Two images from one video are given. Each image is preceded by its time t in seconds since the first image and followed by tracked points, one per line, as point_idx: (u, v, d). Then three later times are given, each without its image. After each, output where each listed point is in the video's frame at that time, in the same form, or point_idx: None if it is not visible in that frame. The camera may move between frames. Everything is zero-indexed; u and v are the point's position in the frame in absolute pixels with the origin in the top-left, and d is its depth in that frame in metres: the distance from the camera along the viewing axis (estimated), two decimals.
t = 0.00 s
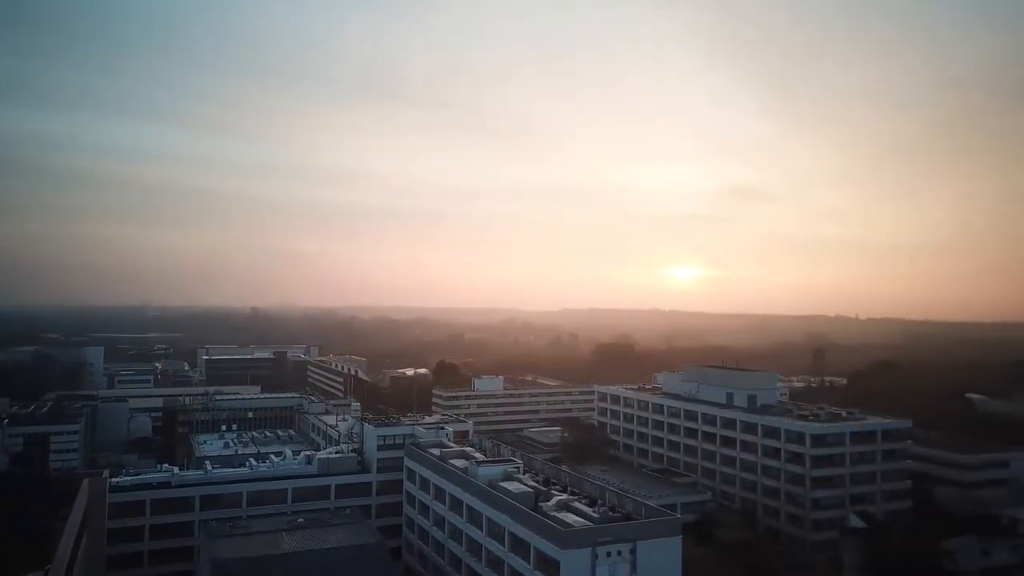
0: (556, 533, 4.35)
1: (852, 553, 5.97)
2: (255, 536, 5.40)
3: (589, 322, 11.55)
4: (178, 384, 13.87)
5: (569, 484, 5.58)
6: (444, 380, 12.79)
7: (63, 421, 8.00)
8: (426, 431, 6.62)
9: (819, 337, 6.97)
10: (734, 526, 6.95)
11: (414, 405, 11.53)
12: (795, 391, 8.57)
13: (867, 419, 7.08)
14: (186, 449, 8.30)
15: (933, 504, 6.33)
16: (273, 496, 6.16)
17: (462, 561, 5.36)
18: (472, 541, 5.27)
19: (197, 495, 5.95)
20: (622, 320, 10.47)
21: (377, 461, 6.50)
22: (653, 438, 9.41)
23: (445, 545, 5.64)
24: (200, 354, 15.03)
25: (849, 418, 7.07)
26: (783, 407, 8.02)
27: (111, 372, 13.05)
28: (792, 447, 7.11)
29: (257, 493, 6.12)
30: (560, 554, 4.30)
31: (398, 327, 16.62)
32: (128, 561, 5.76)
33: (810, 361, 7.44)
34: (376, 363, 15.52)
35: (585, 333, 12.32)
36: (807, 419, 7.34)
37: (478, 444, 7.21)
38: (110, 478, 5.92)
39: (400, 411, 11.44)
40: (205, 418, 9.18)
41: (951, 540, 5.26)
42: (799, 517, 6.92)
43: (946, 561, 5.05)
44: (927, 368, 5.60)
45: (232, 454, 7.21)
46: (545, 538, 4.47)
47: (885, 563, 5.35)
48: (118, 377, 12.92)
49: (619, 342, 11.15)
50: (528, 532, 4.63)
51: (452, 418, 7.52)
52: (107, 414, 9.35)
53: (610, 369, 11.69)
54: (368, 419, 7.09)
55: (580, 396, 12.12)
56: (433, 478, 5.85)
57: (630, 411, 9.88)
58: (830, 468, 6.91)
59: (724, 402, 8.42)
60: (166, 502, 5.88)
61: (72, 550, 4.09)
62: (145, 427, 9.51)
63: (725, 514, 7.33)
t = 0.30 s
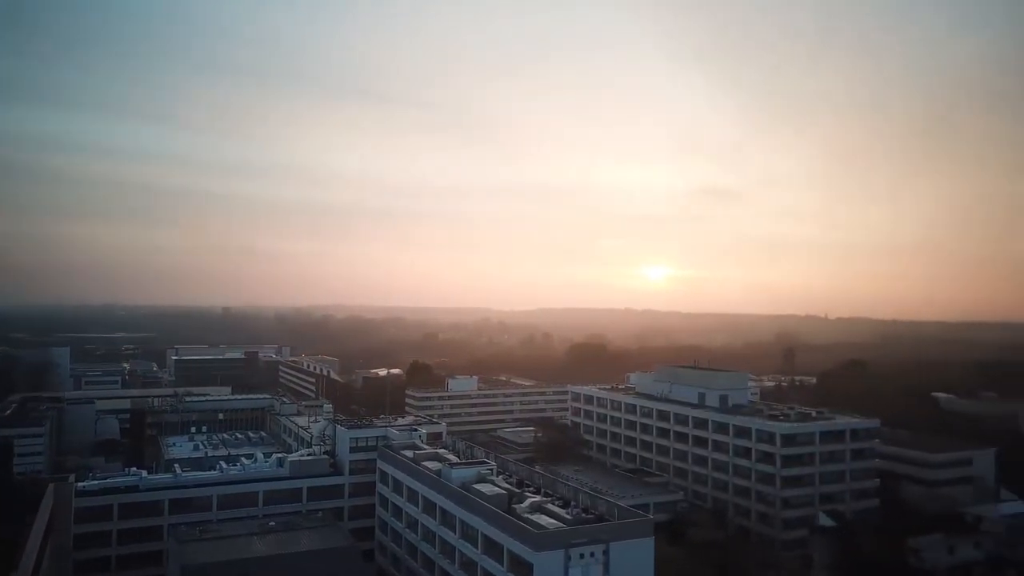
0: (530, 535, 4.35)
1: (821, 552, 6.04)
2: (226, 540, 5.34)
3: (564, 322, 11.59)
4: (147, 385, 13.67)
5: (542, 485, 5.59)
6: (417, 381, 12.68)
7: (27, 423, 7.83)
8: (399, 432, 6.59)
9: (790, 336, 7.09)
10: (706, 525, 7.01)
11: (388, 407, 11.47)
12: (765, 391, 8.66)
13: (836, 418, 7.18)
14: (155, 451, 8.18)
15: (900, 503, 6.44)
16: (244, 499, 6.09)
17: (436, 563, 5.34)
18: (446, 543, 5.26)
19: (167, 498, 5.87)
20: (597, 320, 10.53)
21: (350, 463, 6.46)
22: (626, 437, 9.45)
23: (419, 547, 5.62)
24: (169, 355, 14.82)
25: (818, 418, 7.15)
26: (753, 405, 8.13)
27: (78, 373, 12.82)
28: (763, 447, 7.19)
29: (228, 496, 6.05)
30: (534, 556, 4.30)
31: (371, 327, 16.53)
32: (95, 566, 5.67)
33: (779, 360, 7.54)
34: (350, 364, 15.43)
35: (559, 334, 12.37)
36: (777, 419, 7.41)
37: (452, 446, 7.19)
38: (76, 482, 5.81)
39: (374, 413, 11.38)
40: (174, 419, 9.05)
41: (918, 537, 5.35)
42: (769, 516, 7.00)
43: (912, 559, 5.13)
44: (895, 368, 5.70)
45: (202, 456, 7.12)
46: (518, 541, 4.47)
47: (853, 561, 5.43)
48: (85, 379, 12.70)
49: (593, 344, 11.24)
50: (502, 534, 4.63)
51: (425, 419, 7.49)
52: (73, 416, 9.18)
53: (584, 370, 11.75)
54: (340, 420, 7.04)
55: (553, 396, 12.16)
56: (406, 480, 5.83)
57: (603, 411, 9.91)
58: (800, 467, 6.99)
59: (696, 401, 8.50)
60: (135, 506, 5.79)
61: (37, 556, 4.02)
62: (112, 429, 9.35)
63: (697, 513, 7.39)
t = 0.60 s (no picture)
0: (503, 538, 4.35)
1: (791, 551, 6.11)
2: (195, 545, 5.27)
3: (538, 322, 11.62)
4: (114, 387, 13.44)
5: (516, 487, 5.58)
6: (390, 383, 12.61)
7: None
8: (372, 435, 6.55)
9: (762, 337, 7.17)
10: (678, 525, 7.06)
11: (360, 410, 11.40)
12: (737, 391, 8.75)
13: (806, 419, 7.27)
14: (123, 455, 8.06)
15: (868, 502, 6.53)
16: (215, 503, 6.02)
17: (409, 566, 5.32)
18: (419, 546, 5.23)
19: (135, 503, 5.78)
20: (572, 321, 10.58)
21: (322, 466, 6.41)
22: (600, 438, 9.49)
23: (392, 550, 5.59)
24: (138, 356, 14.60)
25: (788, 418, 7.24)
26: (725, 406, 8.21)
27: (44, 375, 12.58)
28: (734, 447, 7.25)
29: (198, 501, 5.98)
30: (507, 559, 4.29)
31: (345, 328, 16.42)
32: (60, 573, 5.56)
33: (752, 359, 7.63)
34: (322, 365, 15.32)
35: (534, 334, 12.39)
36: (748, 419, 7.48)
37: (426, 448, 7.17)
38: (41, 487, 5.70)
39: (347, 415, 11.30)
40: (143, 422, 8.93)
41: (885, 535, 5.44)
42: (740, 515, 7.06)
43: (880, 557, 5.21)
44: (864, 368, 5.79)
45: (172, 460, 7.02)
46: (492, 544, 4.46)
47: (822, 560, 5.50)
48: (51, 381, 12.47)
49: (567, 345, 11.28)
50: (476, 537, 4.62)
51: (398, 421, 7.45)
52: (38, 419, 9.01)
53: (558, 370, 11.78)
54: (313, 423, 6.98)
55: (527, 396, 12.18)
56: (379, 483, 5.80)
57: (577, 411, 9.94)
58: (770, 467, 7.06)
59: (669, 402, 8.55)
60: (102, 512, 5.70)
61: None
62: (79, 432, 9.19)
63: (670, 513, 7.44)
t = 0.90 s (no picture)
0: (477, 541, 4.34)
1: (762, 550, 6.17)
2: (164, 550, 5.20)
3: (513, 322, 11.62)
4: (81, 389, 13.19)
5: (489, 489, 5.58)
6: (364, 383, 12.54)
7: None
8: (345, 437, 6.50)
9: (734, 336, 7.24)
10: (651, 525, 7.10)
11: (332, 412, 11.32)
12: (709, 391, 8.82)
13: (777, 419, 7.35)
14: (90, 459, 7.93)
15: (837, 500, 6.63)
16: (184, 507, 5.94)
17: (382, 570, 5.29)
18: (392, 549, 5.21)
19: (102, 508, 5.69)
20: (546, 321, 10.60)
21: (294, 469, 6.36)
22: (573, 438, 9.51)
23: (364, 553, 5.56)
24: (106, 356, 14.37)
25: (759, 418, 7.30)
26: (697, 406, 8.28)
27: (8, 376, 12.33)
28: (706, 447, 7.30)
29: (167, 504, 5.90)
30: (481, 562, 4.29)
31: (318, 328, 16.30)
32: None
33: (725, 354, 7.74)
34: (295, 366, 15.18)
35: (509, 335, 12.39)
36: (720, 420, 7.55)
37: (399, 450, 7.13)
38: (5, 493, 5.59)
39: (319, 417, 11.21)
40: (111, 425, 8.79)
41: (854, 534, 5.51)
42: (712, 515, 7.12)
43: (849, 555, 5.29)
44: (834, 369, 5.87)
45: (140, 463, 6.92)
46: (466, 547, 4.44)
47: (792, 558, 5.57)
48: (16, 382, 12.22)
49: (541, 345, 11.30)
50: (449, 540, 4.61)
51: (372, 423, 7.41)
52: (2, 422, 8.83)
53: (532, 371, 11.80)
54: (285, 425, 6.92)
55: (501, 397, 12.17)
56: (352, 486, 5.76)
57: (551, 412, 9.96)
58: (741, 466, 7.12)
59: (641, 402, 8.60)
60: (68, 517, 5.60)
61: None
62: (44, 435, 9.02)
63: (643, 513, 7.48)
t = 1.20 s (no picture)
0: (450, 544, 4.33)
1: (733, 549, 6.23)
2: (132, 556, 5.12)
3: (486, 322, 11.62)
4: (47, 390, 12.94)
5: (462, 492, 5.57)
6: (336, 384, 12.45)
7: None
8: (317, 440, 6.46)
9: (706, 336, 7.30)
10: (624, 525, 7.14)
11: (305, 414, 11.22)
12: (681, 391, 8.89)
13: (747, 419, 7.43)
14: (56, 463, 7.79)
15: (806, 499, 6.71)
16: (153, 512, 5.86)
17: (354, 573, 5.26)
18: (365, 553, 5.18)
19: (68, 514, 5.59)
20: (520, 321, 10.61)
21: (265, 472, 6.30)
22: (547, 439, 9.52)
23: (336, 556, 5.52)
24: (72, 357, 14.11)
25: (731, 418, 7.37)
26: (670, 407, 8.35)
27: None
28: (678, 447, 7.35)
29: (136, 509, 5.81)
30: (454, 566, 4.28)
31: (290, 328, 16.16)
32: None
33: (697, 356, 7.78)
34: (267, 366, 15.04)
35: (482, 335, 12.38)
36: (692, 420, 7.61)
37: (372, 452, 7.10)
38: None
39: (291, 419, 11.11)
40: (77, 428, 8.64)
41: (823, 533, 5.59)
42: (684, 515, 7.17)
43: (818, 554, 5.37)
44: (803, 370, 5.95)
45: (107, 466, 6.81)
46: (439, 550, 4.43)
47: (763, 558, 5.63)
48: None
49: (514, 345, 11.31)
50: (422, 543, 4.59)
51: (344, 425, 7.36)
52: None
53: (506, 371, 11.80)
54: (256, 428, 6.85)
55: (475, 397, 12.15)
56: (324, 489, 5.71)
57: (525, 413, 9.97)
58: (712, 466, 7.18)
59: (614, 402, 8.64)
60: (33, 523, 5.49)
61: None
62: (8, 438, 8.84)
63: (616, 513, 7.51)
